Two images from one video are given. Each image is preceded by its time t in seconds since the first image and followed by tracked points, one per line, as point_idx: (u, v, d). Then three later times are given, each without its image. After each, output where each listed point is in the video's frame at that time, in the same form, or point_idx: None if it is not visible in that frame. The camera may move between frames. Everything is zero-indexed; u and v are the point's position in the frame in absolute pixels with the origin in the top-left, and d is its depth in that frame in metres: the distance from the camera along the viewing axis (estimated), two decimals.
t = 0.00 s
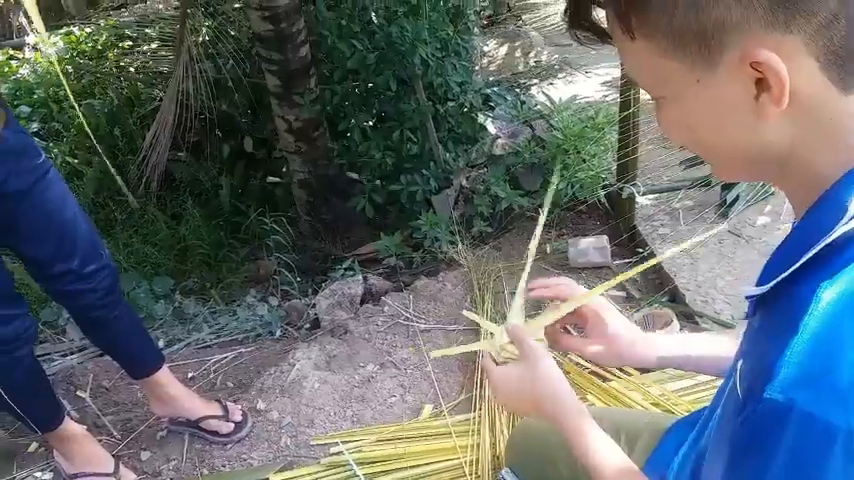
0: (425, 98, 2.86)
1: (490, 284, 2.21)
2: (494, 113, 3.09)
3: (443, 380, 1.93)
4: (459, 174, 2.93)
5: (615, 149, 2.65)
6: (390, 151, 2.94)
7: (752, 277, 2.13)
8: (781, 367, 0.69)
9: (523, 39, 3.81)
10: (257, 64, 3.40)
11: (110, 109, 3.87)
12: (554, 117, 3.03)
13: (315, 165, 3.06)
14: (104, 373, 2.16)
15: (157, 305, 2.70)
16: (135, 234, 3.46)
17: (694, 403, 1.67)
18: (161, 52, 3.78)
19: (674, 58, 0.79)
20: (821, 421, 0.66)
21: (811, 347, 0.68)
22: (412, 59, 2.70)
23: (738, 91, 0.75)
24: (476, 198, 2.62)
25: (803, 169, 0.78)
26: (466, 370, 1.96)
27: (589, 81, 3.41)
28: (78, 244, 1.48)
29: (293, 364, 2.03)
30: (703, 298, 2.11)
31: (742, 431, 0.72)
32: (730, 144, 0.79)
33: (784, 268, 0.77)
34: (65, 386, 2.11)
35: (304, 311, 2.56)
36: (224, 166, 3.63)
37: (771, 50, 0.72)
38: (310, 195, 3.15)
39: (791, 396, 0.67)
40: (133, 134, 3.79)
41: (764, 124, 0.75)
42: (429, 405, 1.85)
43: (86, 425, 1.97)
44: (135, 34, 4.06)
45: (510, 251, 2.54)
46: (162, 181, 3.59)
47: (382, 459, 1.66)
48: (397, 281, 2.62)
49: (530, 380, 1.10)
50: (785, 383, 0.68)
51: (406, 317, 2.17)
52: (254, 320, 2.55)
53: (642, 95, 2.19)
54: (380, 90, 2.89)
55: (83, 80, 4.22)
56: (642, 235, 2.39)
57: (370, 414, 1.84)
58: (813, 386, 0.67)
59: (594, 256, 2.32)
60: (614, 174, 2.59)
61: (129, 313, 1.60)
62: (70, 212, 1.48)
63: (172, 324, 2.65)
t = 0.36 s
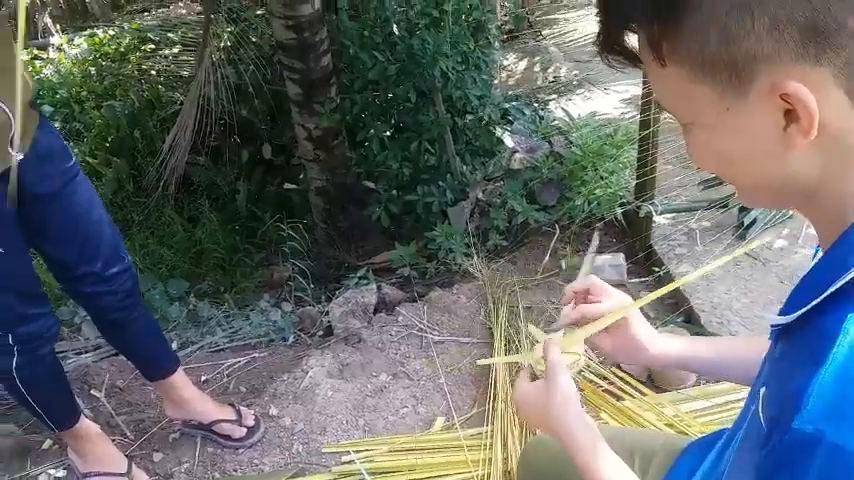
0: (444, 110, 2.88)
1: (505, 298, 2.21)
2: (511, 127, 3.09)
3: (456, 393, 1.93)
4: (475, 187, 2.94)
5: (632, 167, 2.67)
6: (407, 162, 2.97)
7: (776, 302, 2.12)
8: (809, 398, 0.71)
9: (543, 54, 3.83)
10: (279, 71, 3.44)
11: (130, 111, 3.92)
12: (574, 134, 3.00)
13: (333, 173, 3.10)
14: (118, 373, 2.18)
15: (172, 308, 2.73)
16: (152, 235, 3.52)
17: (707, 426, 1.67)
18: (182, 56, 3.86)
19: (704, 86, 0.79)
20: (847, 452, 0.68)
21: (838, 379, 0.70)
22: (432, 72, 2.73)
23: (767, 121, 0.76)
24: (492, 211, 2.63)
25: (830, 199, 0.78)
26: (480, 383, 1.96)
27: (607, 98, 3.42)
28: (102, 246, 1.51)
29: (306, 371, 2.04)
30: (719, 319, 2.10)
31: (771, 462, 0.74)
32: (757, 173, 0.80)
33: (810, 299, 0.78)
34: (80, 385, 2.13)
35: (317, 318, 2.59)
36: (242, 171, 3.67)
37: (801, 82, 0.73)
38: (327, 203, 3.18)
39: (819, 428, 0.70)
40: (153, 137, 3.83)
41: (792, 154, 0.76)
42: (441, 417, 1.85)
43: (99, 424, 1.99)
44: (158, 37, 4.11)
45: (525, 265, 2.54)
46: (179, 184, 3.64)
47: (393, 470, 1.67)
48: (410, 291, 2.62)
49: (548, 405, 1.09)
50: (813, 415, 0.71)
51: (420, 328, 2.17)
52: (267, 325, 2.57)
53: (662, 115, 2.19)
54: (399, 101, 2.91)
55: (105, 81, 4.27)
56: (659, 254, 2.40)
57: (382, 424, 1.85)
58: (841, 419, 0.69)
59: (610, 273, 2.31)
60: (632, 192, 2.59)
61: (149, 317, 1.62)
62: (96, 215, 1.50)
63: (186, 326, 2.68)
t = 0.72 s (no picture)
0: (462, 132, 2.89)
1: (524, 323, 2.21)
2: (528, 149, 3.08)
3: (475, 420, 1.93)
4: (493, 209, 2.93)
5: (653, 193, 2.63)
6: (425, 184, 2.99)
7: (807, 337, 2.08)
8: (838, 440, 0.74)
9: (561, 77, 3.86)
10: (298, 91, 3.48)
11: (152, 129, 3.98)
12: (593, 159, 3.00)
13: (350, 194, 3.12)
14: (138, 392, 2.19)
15: (191, 326, 2.77)
16: (170, 253, 3.61)
17: (731, 457, 1.65)
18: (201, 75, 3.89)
19: (735, 124, 0.80)
20: None
21: None
22: (451, 95, 2.77)
23: (798, 163, 0.77)
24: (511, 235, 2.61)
25: None
26: (499, 409, 1.95)
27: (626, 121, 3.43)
28: (131, 267, 1.53)
29: (325, 393, 2.04)
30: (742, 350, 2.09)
31: None
32: (784, 211, 0.81)
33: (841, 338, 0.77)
34: (100, 404, 2.15)
35: (335, 340, 2.55)
36: (260, 190, 3.73)
37: (834, 128, 0.74)
38: (345, 223, 3.21)
39: (846, 469, 0.73)
40: (173, 155, 3.87)
41: (820, 196, 0.77)
42: (460, 444, 1.84)
43: (119, 443, 2.00)
44: (180, 56, 4.17)
45: (544, 290, 2.54)
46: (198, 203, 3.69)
47: None
48: (428, 314, 2.62)
49: (585, 422, 1.10)
50: (840, 456, 0.73)
51: (438, 352, 2.17)
52: (284, 345, 2.57)
53: (683, 142, 2.18)
54: (418, 122, 2.93)
55: (127, 99, 4.33)
56: (680, 282, 2.36)
57: (401, 449, 1.85)
58: None
59: (631, 299, 2.32)
60: (653, 219, 2.60)
61: (173, 338, 1.63)
62: (127, 237, 1.53)
63: (203, 345, 2.70)
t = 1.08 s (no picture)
0: (487, 163, 2.92)
1: (549, 356, 2.22)
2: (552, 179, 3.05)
3: (499, 454, 1.93)
4: (516, 239, 2.94)
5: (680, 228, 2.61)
6: (449, 213, 3.01)
7: (842, 380, 2.09)
8: None
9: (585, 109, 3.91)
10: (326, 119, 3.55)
11: (181, 152, 4.06)
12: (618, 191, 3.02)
13: (374, 220, 3.20)
14: (164, 413, 2.22)
15: (214, 348, 2.78)
16: (196, 274, 3.65)
17: None
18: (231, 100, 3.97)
19: (780, 180, 0.95)
20: None
21: None
22: (478, 127, 2.81)
23: (838, 214, 0.93)
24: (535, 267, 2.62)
25: None
26: (524, 444, 1.95)
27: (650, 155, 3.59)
28: (167, 294, 1.56)
29: (350, 421, 2.04)
30: (769, 389, 2.10)
31: None
32: (821, 255, 0.98)
33: None
34: (127, 424, 2.18)
35: (357, 365, 2.58)
36: (286, 214, 3.81)
37: None
38: (368, 248, 3.30)
39: None
40: (202, 179, 3.96)
41: None
42: (484, 478, 1.84)
43: (145, 464, 2.03)
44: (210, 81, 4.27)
45: (569, 323, 2.55)
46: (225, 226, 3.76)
47: None
48: (451, 343, 2.63)
49: (614, 478, 1.26)
50: None
51: (462, 383, 2.18)
52: (307, 370, 2.59)
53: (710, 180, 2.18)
54: (444, 152, 2.96)
55: (158, 122, 4.44)
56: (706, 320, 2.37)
57: None
58: None
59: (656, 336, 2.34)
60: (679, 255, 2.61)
61: (203, 363, 1.66)
62: (164, 264, 1.56)
63: (227, 367, 2.72)
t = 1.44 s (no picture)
0: (514, 198, 2.92)
1: (574, 397, 2.22)
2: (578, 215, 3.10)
3: None
4: (541, 275, 2.94)
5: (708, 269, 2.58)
6: (473, 244, 3.02)
7: None
8: None
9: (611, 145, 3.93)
10: (354, 149, 3.62)
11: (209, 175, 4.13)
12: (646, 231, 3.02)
13: (399, 250, 3.17)
14: (186, 439, 2.23)
15: (236, 373, 2.79)
16: (220, 297, 3.68)
17: None
18: (260, 125, 4.04)
19: (831, 248, 1.01)
20: None
21: None
22: (506, 161, 2.80)
23: None
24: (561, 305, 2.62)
25: None
26: None
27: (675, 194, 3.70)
28: (200, 325, 1.58)
29: (372, 456, 2.05)
30: (799, 440, 2.12)
31: None
32: None
33: None
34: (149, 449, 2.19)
35: (379, 397, 2.56)
36: (309, 240, 3.83)
37: None
38: (391, 278, 3.25)
39: None
40: (228, 202, 4.00)
41: None
42: None
43: None
44: (239, 106, 4.35)
45: (594, 364, 2.57)
46: (250, 250, 3.79)
47: None
48: (473, 378, 2.63)
49: None
50: None
51: (486, 422, 2.18)
52: (327, 399, 2.60)
53: (741, 224, 2.18)
54: (471, 186, 2.97)
55: (186, 144, 4.51)
56: (734, 365, 2.40)
57: None
58: None
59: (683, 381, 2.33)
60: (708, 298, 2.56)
61: (230, 394, 1.68)
62: (197, 295, 1.58)
63: (248, 392, 2.73)
